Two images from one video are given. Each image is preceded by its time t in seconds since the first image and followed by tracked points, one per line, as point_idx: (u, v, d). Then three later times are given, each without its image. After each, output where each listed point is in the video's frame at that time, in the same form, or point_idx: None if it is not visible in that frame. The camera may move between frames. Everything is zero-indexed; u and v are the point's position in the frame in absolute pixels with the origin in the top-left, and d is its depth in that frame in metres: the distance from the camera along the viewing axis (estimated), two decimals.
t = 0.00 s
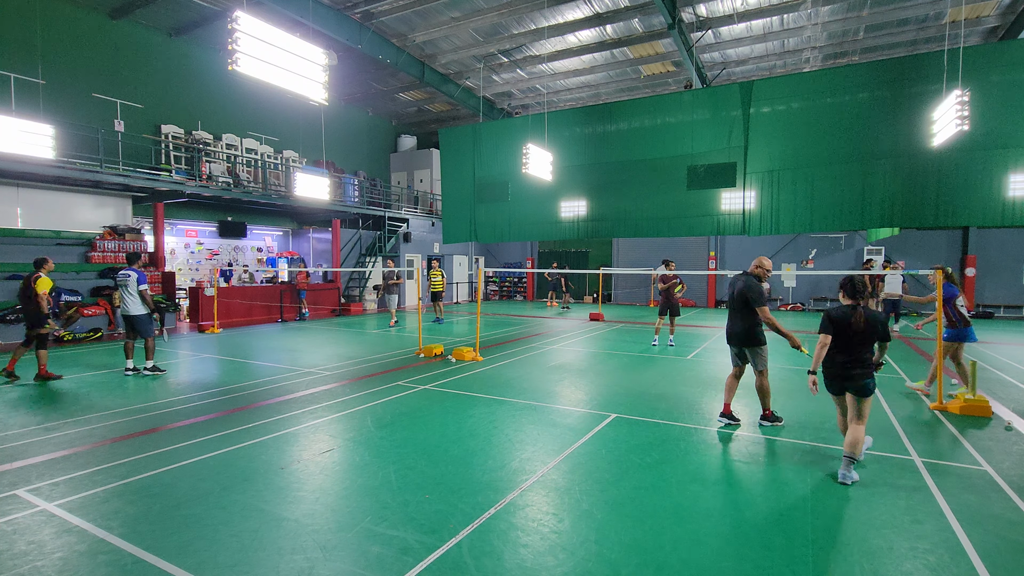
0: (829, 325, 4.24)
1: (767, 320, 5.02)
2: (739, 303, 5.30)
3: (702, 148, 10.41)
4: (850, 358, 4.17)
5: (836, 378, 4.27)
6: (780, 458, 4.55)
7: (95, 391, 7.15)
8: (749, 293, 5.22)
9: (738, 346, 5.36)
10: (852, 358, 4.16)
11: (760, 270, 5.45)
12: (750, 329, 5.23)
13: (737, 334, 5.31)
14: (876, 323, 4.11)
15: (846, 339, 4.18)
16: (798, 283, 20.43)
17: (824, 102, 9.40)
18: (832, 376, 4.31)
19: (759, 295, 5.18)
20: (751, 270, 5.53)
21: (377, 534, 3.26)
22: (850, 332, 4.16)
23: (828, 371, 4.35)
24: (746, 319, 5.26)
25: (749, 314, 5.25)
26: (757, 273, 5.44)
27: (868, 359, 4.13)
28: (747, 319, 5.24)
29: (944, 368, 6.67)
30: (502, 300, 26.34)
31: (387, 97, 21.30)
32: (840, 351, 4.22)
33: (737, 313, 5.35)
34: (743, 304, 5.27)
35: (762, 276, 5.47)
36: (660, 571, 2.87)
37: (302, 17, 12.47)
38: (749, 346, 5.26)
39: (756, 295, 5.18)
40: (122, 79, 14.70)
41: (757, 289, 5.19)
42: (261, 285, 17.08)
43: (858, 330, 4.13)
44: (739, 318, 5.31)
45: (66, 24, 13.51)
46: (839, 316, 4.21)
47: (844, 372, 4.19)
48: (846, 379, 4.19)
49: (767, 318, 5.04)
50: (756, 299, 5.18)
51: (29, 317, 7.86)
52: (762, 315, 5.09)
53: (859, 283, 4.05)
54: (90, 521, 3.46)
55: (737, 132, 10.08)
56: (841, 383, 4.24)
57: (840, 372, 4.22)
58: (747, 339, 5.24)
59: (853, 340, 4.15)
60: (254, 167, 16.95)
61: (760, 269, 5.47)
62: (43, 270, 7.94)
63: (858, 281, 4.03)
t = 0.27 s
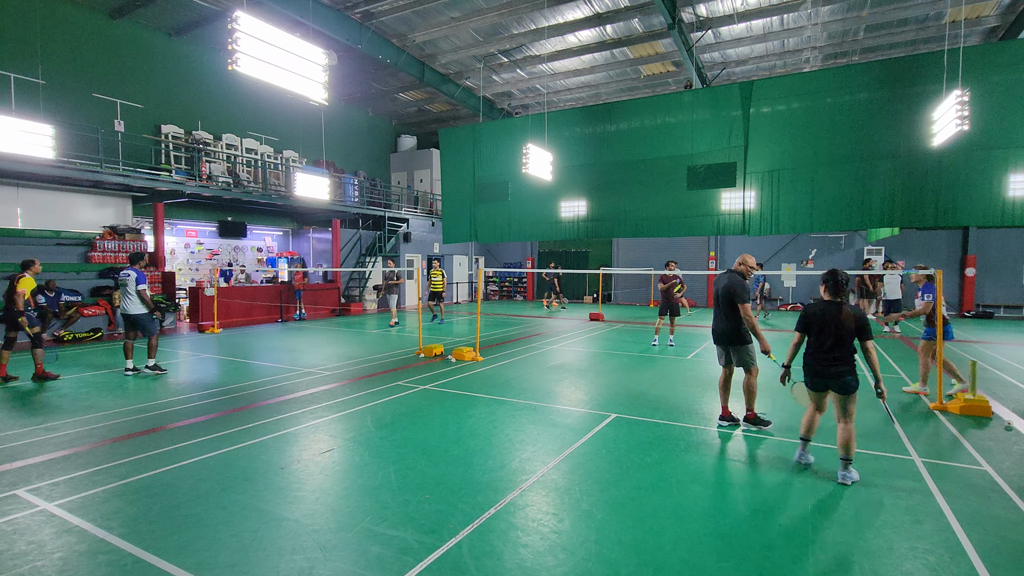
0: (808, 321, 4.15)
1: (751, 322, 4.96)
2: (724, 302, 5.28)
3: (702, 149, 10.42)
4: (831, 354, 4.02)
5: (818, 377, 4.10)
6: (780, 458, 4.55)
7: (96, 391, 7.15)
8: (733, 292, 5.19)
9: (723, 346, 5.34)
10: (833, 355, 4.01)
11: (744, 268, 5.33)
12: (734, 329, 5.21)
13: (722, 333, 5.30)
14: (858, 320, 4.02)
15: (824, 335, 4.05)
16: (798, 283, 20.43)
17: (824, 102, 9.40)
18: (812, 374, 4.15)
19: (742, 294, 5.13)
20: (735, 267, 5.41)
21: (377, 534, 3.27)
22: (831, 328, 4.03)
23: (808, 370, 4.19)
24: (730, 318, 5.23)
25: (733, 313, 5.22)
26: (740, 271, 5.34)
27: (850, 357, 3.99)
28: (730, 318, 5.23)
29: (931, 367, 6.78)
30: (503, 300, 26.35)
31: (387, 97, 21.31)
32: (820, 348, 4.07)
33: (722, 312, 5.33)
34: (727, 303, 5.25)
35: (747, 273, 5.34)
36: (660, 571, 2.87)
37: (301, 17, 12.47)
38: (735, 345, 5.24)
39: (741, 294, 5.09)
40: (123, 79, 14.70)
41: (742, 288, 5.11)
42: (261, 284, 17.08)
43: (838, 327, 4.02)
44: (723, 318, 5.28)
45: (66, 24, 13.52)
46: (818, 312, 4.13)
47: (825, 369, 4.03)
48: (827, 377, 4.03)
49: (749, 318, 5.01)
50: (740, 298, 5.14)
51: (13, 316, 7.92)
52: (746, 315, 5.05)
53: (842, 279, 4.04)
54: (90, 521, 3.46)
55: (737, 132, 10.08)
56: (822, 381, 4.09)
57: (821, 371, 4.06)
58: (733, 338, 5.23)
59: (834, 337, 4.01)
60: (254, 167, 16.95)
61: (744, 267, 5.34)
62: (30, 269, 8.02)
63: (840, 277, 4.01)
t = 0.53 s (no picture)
0: (774, 325, 4.05)
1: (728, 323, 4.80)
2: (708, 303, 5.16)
3: (702, 149, 10.42)
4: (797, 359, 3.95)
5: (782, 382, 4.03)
6: (780, 458, 4.55)
7: (96, 390, 7.16)
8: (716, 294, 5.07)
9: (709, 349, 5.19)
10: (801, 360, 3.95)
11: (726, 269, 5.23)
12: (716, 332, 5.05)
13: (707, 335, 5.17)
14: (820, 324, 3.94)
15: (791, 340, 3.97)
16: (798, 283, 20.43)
17: (824, 102, 9.40)
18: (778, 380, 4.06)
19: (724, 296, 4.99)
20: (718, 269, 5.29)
21: (378, 534, 3.27)
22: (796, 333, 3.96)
23: (773, 375, 4.11)
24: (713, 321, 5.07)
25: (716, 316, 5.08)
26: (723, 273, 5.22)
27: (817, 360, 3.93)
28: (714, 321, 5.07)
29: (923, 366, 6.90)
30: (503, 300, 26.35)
31: (387, 97, 21.30)
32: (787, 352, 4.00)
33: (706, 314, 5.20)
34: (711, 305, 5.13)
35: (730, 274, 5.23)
36: (660, 571, 2.88)
37: (302, 17, 12.47)
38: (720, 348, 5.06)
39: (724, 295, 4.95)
40: (123, 79, 14.70)
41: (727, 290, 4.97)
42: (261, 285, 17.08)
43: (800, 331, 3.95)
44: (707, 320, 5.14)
45: (67, 24, 13.53)
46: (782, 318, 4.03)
47: (793, 375, 3.96)
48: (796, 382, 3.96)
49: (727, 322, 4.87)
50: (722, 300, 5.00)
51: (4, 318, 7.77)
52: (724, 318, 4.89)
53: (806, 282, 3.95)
54: (90, 522, 3.46)
55: (737, 132, 10.08)
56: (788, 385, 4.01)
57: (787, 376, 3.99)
58: (721, 342, 5.05)
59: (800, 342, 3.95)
60: (254, 167, 16.94)
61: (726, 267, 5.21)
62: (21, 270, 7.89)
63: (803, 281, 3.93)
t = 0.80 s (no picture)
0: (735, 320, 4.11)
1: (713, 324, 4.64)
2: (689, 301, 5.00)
3: (702, 149, 10.41)
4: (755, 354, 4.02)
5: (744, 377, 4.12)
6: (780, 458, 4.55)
7: (97, 391, 7.15)
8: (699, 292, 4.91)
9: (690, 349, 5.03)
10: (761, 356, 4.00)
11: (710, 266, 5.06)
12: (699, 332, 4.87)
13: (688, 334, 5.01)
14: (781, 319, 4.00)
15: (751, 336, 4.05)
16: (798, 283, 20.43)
17: (824, 102, 9.40)
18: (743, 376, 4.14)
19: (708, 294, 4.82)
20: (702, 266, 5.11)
21: (378, 534, 3.26)
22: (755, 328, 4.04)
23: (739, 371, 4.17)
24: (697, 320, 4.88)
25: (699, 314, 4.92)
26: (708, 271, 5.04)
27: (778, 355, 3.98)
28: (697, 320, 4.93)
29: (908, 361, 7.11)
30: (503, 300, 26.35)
31: (387, 97, 21.30)
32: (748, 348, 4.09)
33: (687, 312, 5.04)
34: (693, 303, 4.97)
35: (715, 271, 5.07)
36: (660, 572, 2.87)
37: (301, 18, 12.47)
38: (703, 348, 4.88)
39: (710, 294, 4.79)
40: (123, 79, 14.70)
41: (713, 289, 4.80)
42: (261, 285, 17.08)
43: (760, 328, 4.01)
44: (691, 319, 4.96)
45: (67, 24, 13.53)
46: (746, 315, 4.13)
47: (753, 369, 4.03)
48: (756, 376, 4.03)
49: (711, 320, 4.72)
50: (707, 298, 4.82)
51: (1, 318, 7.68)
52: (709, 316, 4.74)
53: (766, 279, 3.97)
54: (90, 522, 3.46)
55: (737, 132, 10.08)
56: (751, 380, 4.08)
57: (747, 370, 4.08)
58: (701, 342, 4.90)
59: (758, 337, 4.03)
60: (254, 167, 16.94)
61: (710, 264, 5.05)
62: (20, 269, 7.80)
63: (762, 277, 3.97)
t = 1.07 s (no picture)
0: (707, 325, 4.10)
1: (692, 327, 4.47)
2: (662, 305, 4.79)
3: (702, 149, 10.41)
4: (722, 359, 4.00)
5: (711, 383, 4.12)
6: (779, 458, 4.55)
7: (97, 390, 7.16)
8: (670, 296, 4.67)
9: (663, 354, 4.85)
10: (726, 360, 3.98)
11: (683, 269, 4.75)
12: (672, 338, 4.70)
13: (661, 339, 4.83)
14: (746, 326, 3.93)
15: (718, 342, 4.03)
16: (798, 283, 20.43)
17: (824, 102, 9.40)
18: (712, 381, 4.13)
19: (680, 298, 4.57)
20: (675, 268, 4.81)
21: (377, 534, 3.27)
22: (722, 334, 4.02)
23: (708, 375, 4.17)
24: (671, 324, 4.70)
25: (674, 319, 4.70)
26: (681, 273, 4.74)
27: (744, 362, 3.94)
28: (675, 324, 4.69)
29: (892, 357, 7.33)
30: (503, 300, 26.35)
31: (387, 97, 21.30)
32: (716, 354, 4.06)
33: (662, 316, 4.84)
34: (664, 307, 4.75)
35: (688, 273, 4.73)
36: (660, 572, 2.87)
37: (301, 18, 12.47)
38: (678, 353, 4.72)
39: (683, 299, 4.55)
40: (123, 80, 14.70)
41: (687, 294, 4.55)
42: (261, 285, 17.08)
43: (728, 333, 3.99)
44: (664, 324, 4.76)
45: (67, 24, 13.54)
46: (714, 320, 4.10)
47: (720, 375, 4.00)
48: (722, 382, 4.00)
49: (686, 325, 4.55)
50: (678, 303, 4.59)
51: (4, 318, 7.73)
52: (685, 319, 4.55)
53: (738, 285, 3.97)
54: (90, 522, 3.46)
55: (737, 132, 10.08)
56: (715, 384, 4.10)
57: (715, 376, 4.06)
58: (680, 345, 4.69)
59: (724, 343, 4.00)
60: (254, 167, 16.94)
61: (682, 265, 4.74)
62: (25, 269, 7.90)
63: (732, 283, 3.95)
